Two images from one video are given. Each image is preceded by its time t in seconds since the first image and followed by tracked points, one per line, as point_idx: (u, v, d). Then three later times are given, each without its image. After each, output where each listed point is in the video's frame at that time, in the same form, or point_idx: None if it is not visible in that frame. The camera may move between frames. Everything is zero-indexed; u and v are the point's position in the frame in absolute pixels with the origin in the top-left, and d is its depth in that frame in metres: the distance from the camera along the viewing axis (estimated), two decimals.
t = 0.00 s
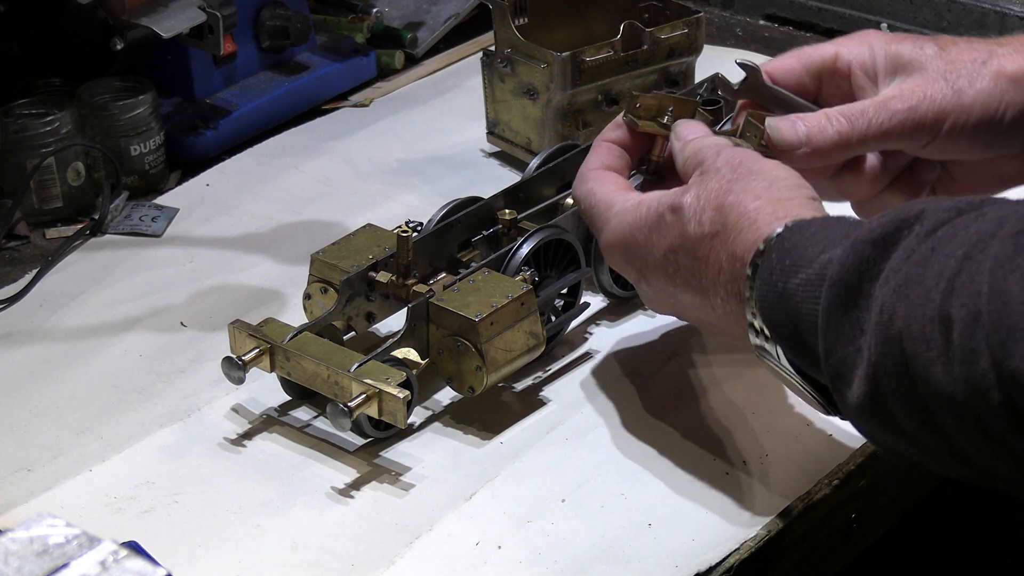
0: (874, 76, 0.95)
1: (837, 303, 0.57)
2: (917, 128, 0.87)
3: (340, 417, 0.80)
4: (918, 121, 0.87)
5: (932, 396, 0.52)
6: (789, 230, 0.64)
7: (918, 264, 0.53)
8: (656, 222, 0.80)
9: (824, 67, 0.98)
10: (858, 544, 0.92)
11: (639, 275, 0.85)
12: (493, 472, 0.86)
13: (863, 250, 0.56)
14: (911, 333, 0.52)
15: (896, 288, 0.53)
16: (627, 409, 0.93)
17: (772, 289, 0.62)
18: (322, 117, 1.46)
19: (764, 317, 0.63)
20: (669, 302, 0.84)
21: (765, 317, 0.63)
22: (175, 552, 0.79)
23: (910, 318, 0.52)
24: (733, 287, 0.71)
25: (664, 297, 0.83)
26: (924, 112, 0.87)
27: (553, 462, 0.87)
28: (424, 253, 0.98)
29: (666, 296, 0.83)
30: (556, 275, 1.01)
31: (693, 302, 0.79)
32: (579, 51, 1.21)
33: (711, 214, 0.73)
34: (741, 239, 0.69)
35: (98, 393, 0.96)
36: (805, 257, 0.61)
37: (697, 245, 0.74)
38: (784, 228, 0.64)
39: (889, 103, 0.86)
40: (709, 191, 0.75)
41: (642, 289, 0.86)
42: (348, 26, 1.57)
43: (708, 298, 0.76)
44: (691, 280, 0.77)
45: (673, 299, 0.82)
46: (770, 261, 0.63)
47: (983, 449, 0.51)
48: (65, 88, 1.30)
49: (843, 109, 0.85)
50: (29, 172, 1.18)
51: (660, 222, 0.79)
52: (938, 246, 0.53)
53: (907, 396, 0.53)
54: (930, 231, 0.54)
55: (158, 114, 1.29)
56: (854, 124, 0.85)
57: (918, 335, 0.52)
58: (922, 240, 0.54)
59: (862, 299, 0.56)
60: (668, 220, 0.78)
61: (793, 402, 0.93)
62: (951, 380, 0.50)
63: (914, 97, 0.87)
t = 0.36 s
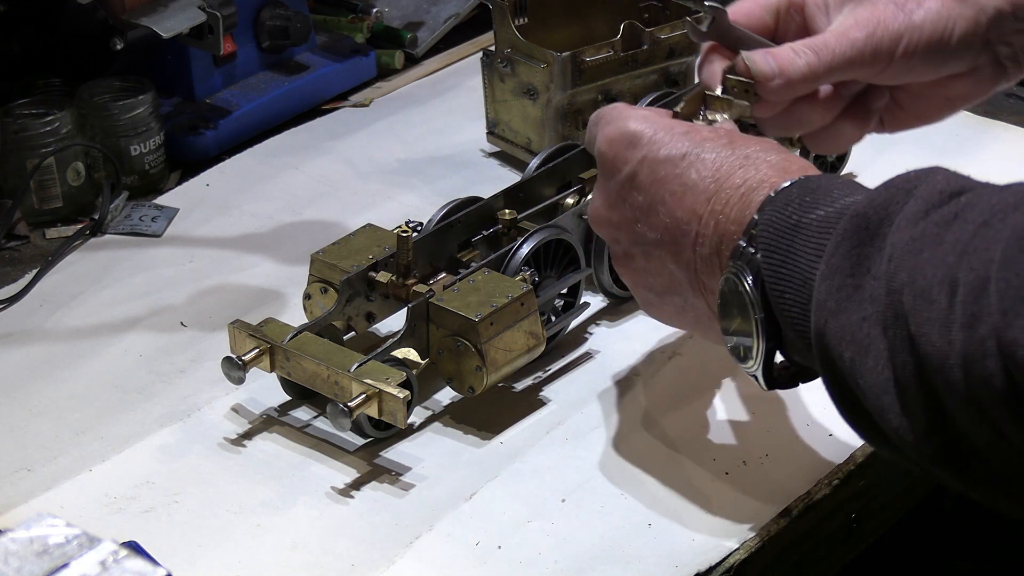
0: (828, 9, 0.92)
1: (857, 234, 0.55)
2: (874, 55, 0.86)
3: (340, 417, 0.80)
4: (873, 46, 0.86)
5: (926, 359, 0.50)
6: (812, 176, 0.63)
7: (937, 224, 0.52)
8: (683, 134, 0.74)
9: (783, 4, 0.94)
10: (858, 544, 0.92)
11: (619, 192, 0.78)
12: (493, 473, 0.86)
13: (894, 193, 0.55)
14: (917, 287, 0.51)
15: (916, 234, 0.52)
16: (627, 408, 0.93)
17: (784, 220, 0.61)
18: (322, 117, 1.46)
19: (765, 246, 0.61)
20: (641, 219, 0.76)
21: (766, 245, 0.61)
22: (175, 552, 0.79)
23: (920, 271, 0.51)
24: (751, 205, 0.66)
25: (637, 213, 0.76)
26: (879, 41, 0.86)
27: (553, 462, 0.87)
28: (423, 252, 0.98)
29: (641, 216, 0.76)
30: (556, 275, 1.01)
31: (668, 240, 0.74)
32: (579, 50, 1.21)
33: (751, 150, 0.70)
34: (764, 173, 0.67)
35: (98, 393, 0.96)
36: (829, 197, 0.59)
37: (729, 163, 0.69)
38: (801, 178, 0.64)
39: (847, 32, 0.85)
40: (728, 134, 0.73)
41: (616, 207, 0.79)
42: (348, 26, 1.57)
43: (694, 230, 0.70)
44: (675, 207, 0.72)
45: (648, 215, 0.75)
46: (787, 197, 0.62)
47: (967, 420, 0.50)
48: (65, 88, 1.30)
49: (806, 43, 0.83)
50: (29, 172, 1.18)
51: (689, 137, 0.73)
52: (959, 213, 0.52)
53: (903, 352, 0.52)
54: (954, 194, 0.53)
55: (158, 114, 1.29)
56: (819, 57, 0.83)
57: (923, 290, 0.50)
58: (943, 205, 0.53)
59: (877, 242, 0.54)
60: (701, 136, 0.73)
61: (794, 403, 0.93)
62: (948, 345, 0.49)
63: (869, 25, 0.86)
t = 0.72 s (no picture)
0: None
1: (856, 255, 0.56)
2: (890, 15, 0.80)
3: (340, 417, 0.80)
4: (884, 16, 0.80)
5: (931, 375, 0.50)
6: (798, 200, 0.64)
7: (937, 241, 0.52)
8: (663, 160, 0.73)
9: None
10: (858, 544, 0.92)
11: (600, 222, 0.77)
12: (493, 472, 0.86)
13: (890, 211, 0.56)
14: (920, 302, 0.51)
15: (917, 251, 0.53)
16: (627, 408, 0.93)
17: (781, 245, 0.61)
18: (322, 117, 1.46)
19: (766, 271, 0.62)
20: (627, 250, 0.76)
21: (766, 270, 0.62)
22: (175, 552, 0.79)
23: (921, 287, 0.51)
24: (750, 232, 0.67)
25: (624, 244, 0.76)
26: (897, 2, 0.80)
27: (553, 462, 0.87)
28: (423, 252, 0.98)
29: (627, 245, 0.75)
30: (556, 275, 1.01)
31: (663, 270, 0.74)
32: (578, 51, 1.21)
33: (736, 169, 0.71)
34: (758, 197, 0.69)
35: (98, 393, 0.96)
36: (824, 219, 0.60)
37: (720, 187, 0.70)
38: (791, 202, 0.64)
39: None
40: (706, 156, 0.73)
41: (597, 237, 0.78)
42: (348, 26, 1.57)
43: (692, 260, 0.71)
44: (671, 239, 0.72)
45: (638, 246, 0.75)
46: (784, 220, 0.62)
47: (971, 435, 0.50)
48: (65, 88, 1.30)
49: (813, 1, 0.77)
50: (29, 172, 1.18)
51: (669, 163, 0.73)
52: (959, 228, 0.52)
53: (907, 369, 0.52)
54: (953, 209, 0.54)
55: (158, 114, 1.29)
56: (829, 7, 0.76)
57: (926, 305, 0.51)
58: (942, 221, 0.54)
59: (877, 261, 0.55)
60: (682, 160, 0.73)
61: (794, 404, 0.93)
62: (954, 359, 0.49)
63: None
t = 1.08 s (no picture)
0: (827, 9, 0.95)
1: (881, 236, 0.56)
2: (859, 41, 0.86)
3: (340, 417, 0.80)
4: (856, 39, 0.86)
5: (950, 356, 0.52)
6: (839, 173, 0.63)
7: (957, 222, 0.53)
8: (700, 140, 0.73)
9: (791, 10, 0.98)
10: (859, 544, 0.91)
11: (648, 202, 0.77)
12: (493, 472, 0.86)
13: (914, 192, 0.56)
14: (938, 285, 0.52)
15: (937, 234, 0.53)
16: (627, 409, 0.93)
17: (818, 223, 0.61)
18: (322, 117, 1.46)
19: (802, 250, 0.61)
20: (674, 229, 0.76)
21: (803, 249, 0.61)
22: (174, 552, 0.79)
23: (941, 270, 0.52)
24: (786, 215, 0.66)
25: (671, 224, 0.76)
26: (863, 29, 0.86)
27: (553, 462, 0.87)
28: (423, 252, 0.97)
29: (675, 225, 0.76)
30: (556, 275, 1.01)
31: (709, 250, 0.74)
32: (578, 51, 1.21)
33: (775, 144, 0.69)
34: (793, 177, 0.67)
35: (98, 393, 0.96)
36: (858, 196, 0.60)
37: (757, 169, 0.69)
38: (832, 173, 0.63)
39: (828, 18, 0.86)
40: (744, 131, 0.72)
41: (646, 215, 0.78)
42: (348, 26, 1.57)
43: (734, 245, 0.71)
44: (714, 226, 0.72)
45: (684, 226, 0.75)
46: (820, 197, 0.62)
47: (988, 414, 0.52)
48: (65, 89, 1.30)
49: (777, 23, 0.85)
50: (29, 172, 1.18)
51: (706, 144, 0.72)
52: (976, 209, 0.53)
53: (929, 350, 0.53)
54: (975, 189, 0.55)
55: (158, 114, 1.29)
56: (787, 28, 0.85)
57: (945, 288, 0.52)
58: (963, 202, 0.54)
59: (902, 242, 0.56)
60: (719, 139, 0.72)
61: (794, 404, 0.93)
62: (971, 342, 0.51)
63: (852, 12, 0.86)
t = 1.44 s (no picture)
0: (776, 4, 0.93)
1: (868, 213, 0.55)
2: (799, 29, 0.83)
3: (340, 417, 0.80)
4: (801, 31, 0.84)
5: (940, 332, 0.51)
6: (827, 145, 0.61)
7: (948, 198, 0.52)
8: (689, 118, 0.72)
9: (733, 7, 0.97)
10: (858, 544, 0.91)
11: (650, 181, 0.78)
12: (493, 472, 0.86)
13: (901, 167, 0.55)
14: (931, 261, 0.51)
15: (928, 210, 0.52)
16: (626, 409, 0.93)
17: (802, 196, 0.60)
18: (322, 117, 1.46)
19: (788, 225, 0.60)
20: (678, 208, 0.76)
21: (789, 224, 0.60)
22: (174, 552, 0.79)
23: (933, 246, 0.52)
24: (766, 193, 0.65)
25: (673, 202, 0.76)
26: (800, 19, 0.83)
27: (553, 462, 0.87)
28: (423, 252, 0.98)
29: (678, 204, 0.76)
30: (556, 275, 1.01)
31: (708, 228, 0.73)
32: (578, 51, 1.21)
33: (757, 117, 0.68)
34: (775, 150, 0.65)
35: (98, 393, 0.96)
36: (844, 171, 0.59)
37: (738, 145, 0.68)
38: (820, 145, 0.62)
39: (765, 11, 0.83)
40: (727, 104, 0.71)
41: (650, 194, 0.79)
42: (348, 26, 1.57)
43: (727, 220, 0.70)
44: (706, 202, 0.72)
45: (684, 205, 0.75)
46: (805, 171, 0.61)
47: (976, 392, 0.51)
48: (64, 88, 1.30)
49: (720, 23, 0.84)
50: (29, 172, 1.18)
51: (693, 121, 0.72)
52: (969, 184, 0.52)
53: (917, 325, 0.52)
54: (967, 165, 0.54)
55: (158, 114, 1.29)
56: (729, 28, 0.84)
57: (937, 264, 0.51)
58: (956, 176, 0.53)
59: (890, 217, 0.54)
60: (704, 115, 0.71)
61: (794, 404, 0.93)
62: (964, 317, 0.50)
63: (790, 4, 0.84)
